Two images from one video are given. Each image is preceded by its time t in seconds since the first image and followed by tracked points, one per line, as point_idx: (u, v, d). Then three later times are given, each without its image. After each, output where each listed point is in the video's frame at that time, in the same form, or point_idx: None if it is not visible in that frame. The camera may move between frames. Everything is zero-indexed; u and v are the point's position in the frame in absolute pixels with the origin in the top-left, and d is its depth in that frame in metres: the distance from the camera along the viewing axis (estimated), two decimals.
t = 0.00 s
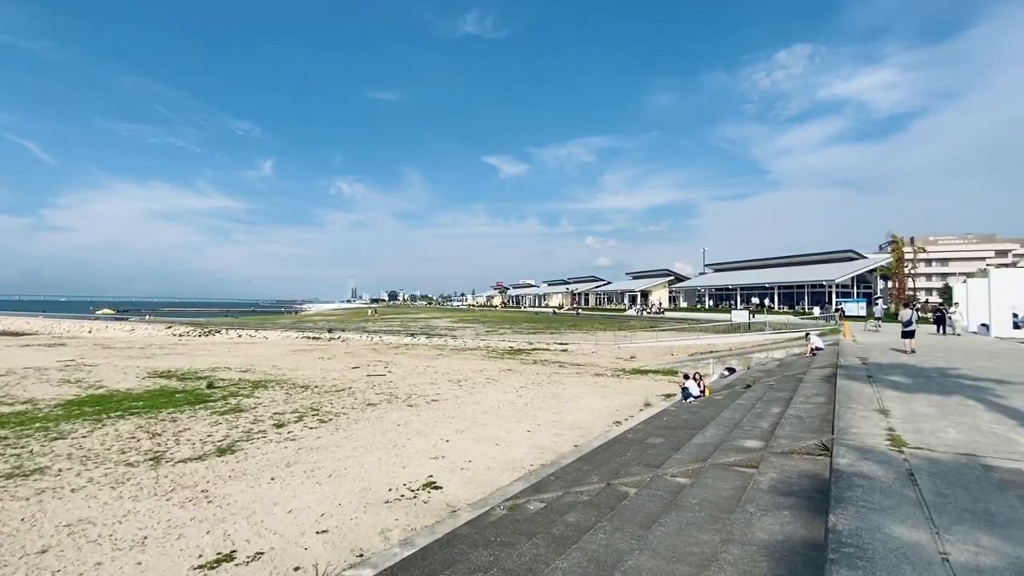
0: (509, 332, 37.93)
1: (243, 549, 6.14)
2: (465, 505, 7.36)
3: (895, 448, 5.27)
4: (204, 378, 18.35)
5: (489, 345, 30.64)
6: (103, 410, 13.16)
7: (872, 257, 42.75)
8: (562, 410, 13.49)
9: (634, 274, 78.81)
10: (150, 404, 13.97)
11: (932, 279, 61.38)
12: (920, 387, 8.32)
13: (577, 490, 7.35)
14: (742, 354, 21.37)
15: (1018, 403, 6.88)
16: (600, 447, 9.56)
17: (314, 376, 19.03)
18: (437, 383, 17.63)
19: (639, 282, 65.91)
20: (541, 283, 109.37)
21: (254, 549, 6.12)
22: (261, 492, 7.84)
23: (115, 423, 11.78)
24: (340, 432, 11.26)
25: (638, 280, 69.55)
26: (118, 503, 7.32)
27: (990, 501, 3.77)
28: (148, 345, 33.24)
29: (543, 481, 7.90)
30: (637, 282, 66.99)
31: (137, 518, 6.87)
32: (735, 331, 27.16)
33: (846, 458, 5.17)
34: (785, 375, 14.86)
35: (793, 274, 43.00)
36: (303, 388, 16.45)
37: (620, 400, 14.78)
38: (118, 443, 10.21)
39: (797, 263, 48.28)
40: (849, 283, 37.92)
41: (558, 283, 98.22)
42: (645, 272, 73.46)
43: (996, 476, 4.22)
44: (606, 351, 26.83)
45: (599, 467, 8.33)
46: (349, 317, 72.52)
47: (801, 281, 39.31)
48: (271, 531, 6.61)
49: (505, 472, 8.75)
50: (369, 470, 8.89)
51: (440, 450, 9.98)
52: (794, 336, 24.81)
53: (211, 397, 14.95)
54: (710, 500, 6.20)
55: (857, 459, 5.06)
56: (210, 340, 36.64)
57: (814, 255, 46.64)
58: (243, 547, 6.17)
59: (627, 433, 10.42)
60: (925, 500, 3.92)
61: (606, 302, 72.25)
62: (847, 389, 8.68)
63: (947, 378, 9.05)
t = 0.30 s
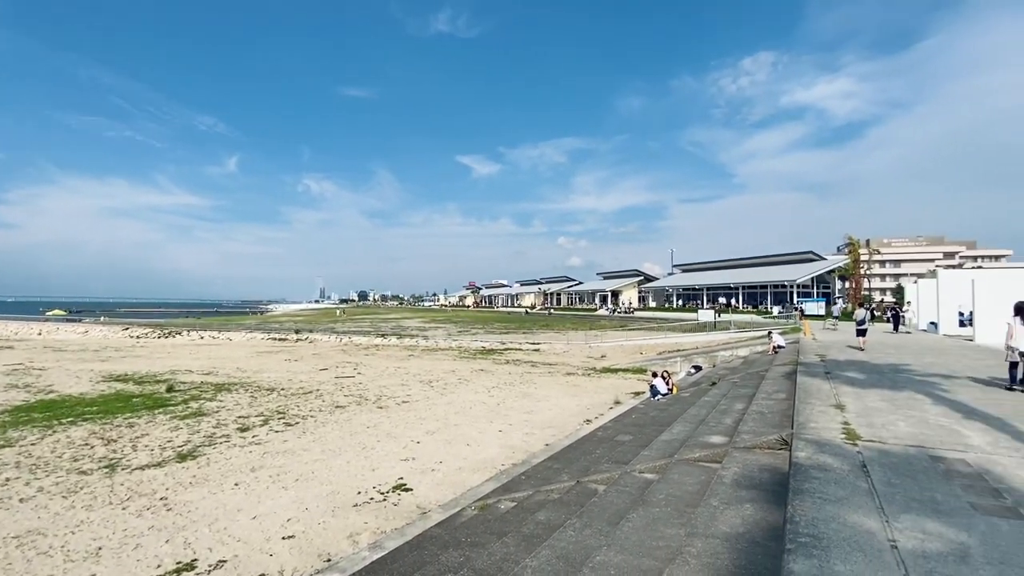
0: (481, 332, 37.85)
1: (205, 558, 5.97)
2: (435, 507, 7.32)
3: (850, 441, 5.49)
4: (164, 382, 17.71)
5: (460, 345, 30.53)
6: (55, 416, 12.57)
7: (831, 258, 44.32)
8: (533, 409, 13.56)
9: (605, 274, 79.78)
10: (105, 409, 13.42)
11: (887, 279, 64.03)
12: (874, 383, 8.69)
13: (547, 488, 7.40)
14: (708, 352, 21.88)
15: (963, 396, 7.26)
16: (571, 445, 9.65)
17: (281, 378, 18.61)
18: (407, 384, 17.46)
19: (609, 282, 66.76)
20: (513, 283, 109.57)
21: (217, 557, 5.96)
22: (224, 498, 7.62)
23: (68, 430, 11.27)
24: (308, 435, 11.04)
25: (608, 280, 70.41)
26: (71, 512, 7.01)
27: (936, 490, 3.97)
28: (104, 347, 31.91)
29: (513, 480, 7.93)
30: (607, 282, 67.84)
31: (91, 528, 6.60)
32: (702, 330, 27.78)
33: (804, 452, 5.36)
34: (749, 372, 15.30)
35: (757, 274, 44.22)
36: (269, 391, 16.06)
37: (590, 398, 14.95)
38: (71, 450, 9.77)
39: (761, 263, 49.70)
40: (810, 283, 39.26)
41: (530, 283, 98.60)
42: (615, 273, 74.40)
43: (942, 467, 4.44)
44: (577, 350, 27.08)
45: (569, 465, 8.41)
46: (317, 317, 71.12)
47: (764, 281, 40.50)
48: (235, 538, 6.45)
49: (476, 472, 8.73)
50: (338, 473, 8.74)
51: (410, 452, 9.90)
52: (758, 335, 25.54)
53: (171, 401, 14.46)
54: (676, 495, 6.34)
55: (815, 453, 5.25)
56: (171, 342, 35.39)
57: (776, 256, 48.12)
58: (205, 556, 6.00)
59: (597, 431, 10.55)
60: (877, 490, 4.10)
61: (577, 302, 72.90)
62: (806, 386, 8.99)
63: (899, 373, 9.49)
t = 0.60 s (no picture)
0: (453, 332, 37.67)
1: (164, 568, 5.77)
2: (406, 509, 7.26)
3: (809, 436, 5.68)
4: (120, 386, 17.03)
5: (432, 346, 30.33)
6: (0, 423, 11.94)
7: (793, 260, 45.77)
8: (505, 409, 13.57)
9: (577, 275, 80.45)
10: (56, 415, 12.83)
11: (845, 281, 66.58)
12: (832, 380, 9.02)
13: (518, 488, 7.42)
14: (677, 352, 22.30)
15: (915, 392, 7.60)
16: (542, 445, 9.69)
17: (247, 381, 18.12)
18: (378, 385, 17.24)
19: (581, 283, 67.37)
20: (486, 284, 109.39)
21: (176, 568, 5.77)
22: (184, 506, 7.37)
23: (14, 438, 10.72)
24: (274, 439, 10.79)
25: (580, 280, 71.04)
26: (17, 525, 6.68)
27: (887, 481, 4.15)
28: (58, 350, 30.51)
29: (485, 481, 7.91)
30: (579, 282, 68.46)
31: (40, 540, 6.30)
32: (671, 330, 28.30)
33: (766, 447, 5.52)
34: (715, 371, 15.66)
35: (724, 275, 45.31)
36: (233, 394, 15.62)
37: (562, 398, 15.04)
38: (17, 459, 9.30)
39: (728, 265, 50.94)
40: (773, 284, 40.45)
41: (502, 283, 98.70)
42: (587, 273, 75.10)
43: (895, 459, 4.63)
44: (550, 350, 27.23)
45: (541, 465, 8.45)
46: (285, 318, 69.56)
47: (731, 282, 41.53)
48: (196, 547, 6.25)
49: (447, 474, 8.68)
50: (306, 478, 8.57)
51: (380, 454, 9.78)
52: (724, 334, 26.17)
53: (128, 405, 13.91)
54: (644, 492, 6.44)
55: (776, 448, 5.41)
56: (131, 345, 34.06)
57: (742, 258, 49.37)
58: (163, 566, 5.80)
59: (569, 430, 10.63)
60: (833, 482, 4.25)
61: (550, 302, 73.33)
62: (769, 383, 9.26)
63: (855, 370, 9.87)
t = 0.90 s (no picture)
0: (425, 333, 37.39)
1: None
2: (376, 513, 7.17)
3: (772, 433, 5.84)
4: (74, 391, 16.30)
5: (404, 347, 30.03)
6: None
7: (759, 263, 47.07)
8: (478, 410, 13.54)
9: (550, 276, 80.83)
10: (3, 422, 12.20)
11: (808, 283, 68.82)
12: (794, 379, 9.31)
13: (489, 489, 7.41)
14: (648, 352, 22.64)
15: (871, 389, 7.91)
16: (515, 445, 9.70)
17: (210, 384, 17.60)
18: (348, 388, 16.96)
19: (554, 284, 67.74)
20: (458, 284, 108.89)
21: None
22: (142, 515, 7.12)
23: None
24: (238, 444, 10.51)
25: (553, 281, 71.41)
26: None
27: (844, 476, 4.30)
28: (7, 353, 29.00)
29: (456, 483, 7.88)
30: (552, 283, 68.83)
31: None
32: (642, 331, 28.73)
33: (731, 444, 5.65)
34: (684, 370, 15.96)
35: (692, 277, 46.23)
36: (196, 398, 15.15)
37: (535, 398, 15.09)
38: None
39: (697, 266, 52.00)
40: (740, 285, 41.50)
41: (475, 284, 98.48)
42: (560, 275, 75.54)
43: (851, 455, 4.81)
44: (522, 351, 27.29)
45: (513, 465, 8.47)
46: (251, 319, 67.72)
47: (699, 284, 42.42)
48: (154, 558, 6.04)
49: (418, 477, 8.61)
50: (272, 483, 8.37)
51: (350, 458, 9.63)
52: (693, 335, 26.70)
53: (82, 411, 13.34)
54: (613, 490, 6.51)
55: (740, 445, 5.56)
56: (87, 347, 32.69)
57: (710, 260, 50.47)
58: None
59: (541, 431, 10.68)
60: (793, 477, 4.39)
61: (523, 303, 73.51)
62: (734, 382, 9.49)
63: (816, 369, 10.20)
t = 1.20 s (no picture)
0: (396, 335, 36.93)
1: None
2: (344, 518, 7.05)
3: (736, 431, 5.99)
4: (23, 396, 15.51)
5: (375, 349, 29.65)
6: None
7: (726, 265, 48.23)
8: (450, 412, 13.46)
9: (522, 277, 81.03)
10: None
11: (772, 285, 70.83)
12: (758, 378, 9.57)
13: (461, 492, 7.37)
14: (618, 353, 22.91)
15: (831, 388, 8.18)
16: (486, 447, 9.68)
17: (171, 388, 17.01)
18: (317, 391, 16.64)
19: (527, 285, 67.96)
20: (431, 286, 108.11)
21: None
22: (96, 526, 6.83)
23: None
24: (200, 450, 10.18)
25: (526, 283, 71.63)
26: None
27: (803, 472, 4.44)
28: None
29: (427, 486, 7.81)
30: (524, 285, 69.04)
31: None
32: (613, 332, 29.07)
33: (697, 443, 5.77)
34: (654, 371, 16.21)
35: (662, 279, 47.02)
36: (155, 403, 14.60)
37: (507, 400, 15.09)
38: None
39: (667, 269, 52.94)
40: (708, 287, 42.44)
41: (448, 285, 98.00)
42: (533, 276, 75.81)
43: (810, 451, 4.97)
44: (495, 352, 27.27)
45: (484, 467, 8.44)
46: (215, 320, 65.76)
47: (669, 286, 43.19)
48: (108, 570, 5.80)
49: (388, 481, 8.51)
50: (236, 490, 8.14)
51: (318, 463, 9.44)
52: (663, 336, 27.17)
53: (31, 417, 12.70)
54: (583, 489, 6.56)
55: (706, 444, 5.68)
56: (38, 350, 31.20)
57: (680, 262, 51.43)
58: None
59: (513, 432, 10.69)
60: (756, 474, 4.50)
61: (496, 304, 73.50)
62: (701, 382, 9.70)
63: (779, 369, 10.50)
